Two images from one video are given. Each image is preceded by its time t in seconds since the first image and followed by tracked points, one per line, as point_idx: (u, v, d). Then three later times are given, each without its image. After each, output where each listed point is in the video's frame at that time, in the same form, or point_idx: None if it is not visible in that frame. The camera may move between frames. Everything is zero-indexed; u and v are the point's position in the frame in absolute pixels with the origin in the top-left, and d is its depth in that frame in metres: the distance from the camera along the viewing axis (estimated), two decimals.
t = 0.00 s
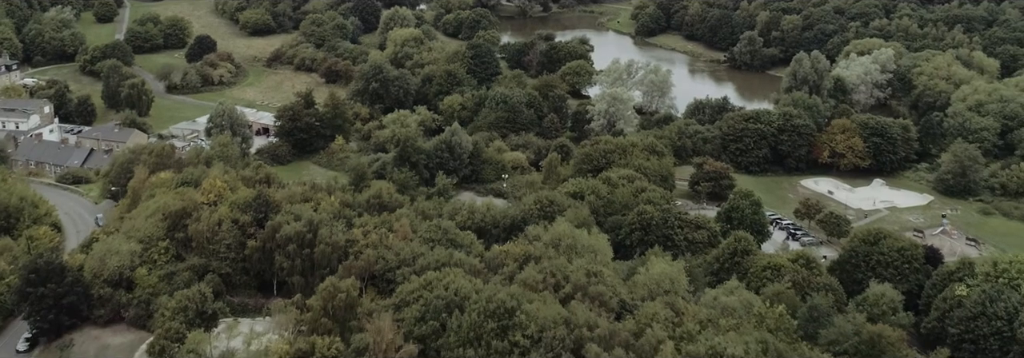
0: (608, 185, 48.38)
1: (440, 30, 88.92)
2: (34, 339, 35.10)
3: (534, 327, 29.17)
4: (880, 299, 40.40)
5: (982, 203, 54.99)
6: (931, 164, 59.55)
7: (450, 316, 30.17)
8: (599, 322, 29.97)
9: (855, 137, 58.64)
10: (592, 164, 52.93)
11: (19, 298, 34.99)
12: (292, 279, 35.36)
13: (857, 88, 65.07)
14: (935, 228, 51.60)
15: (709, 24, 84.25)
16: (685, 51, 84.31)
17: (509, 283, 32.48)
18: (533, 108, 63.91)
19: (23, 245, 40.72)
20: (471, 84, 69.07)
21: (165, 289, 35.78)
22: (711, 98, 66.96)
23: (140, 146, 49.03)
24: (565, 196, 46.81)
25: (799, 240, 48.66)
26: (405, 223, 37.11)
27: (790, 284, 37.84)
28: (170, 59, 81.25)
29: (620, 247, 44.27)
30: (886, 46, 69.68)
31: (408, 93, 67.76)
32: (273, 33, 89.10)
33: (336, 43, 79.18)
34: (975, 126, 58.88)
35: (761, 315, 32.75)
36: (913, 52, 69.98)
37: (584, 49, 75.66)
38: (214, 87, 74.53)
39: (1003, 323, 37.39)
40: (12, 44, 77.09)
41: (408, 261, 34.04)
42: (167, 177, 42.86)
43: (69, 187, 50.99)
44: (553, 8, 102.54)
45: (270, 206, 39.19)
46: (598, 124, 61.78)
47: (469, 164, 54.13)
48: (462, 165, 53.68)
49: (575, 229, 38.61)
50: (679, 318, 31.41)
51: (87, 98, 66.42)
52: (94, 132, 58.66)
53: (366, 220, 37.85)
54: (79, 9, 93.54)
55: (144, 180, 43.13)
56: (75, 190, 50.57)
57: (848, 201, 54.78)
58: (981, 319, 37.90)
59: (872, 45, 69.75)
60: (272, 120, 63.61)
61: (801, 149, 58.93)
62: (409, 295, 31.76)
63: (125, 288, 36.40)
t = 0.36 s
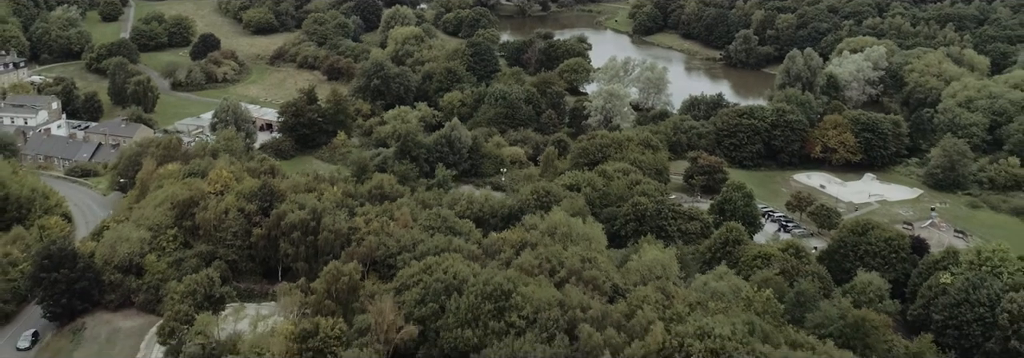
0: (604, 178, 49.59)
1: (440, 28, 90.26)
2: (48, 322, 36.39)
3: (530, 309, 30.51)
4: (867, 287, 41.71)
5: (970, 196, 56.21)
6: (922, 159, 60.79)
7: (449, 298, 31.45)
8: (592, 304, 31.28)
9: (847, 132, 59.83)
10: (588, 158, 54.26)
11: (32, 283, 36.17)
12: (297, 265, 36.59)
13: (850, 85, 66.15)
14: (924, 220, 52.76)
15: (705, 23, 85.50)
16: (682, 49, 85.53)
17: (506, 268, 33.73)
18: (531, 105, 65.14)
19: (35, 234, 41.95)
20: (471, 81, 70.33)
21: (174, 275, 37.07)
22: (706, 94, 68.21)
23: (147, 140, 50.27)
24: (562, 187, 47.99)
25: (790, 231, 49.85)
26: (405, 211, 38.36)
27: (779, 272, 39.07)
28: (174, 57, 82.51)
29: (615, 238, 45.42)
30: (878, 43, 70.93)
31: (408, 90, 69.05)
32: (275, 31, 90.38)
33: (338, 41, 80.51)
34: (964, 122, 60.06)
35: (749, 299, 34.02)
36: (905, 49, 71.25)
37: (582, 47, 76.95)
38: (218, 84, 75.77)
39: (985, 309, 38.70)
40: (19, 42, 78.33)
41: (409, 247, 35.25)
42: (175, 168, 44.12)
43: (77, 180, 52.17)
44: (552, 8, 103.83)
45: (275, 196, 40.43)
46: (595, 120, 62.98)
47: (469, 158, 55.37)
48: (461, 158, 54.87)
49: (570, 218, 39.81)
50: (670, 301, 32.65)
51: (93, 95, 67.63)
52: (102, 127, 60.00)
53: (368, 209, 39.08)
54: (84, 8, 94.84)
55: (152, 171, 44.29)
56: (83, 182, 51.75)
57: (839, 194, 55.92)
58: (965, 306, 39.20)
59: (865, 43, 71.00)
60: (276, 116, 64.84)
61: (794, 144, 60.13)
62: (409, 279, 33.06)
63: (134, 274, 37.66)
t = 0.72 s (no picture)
0: (600, 171, 50.73)
1: (441, 28, 91.56)
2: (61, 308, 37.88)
3: (526, 292, 31.78)
4: (855, 276, 42.93)
5: (959, 190, 57.37)
6: (912, 154, 62.00)
7: (448, 282, 32.76)
8: (586, 287, 32.58)
9: (839, 128, 60.96)
10: (585, 152, 55.59)
11: (46, 270, 37.45)
12: (301, 252, 37.86)
13: (843, 82, 67.46)
14: (913, 214, 53.91)
15: (702, 22, 86.76)
16: (679, 48, 86.83)
17: (503, 254, 34.98)
18: (530, 101, 66.40)
19: (47, 224, 43.21)
20: (471, 79, 71.59)
21: (182, 262, 38.27)
22: (701, 91, 69.46)
23: (155, 134, 51.59)
24: (559, 180, 49.21)
25: (782, 224, 51.07)
26: (406, 201, 39.60)
27: (768, 260, 40.31)
28: (179, 55, 83.83)
29: (610, 229, 46.59)
30: (871, 42, 72.15)
31: (410, 87, 70.34)
32: (278, 30, 91.71)
33: (340, 40, 81.83)
34: (955, 118, 61.22)
35: (738, 284, 35.27)
36: (897, 48, 72.50)
37: (580, 46, 78.30)
38: (222, 82, 77.05)
39: (969, 297, 40.01)
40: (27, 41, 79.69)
41: (410, 234, 36.51)
42: (182, 161, 45.39)
43: (86, 173, 53.44)
44: (551, 7, 105.14)
45: (280, 186, 41.65)
46: (593, 116, 64.21)
47: (468, 153, 56.68)
48: (461, 153, 56.14)
49: (566, 208, 41.03)
50: (661, 285, 33.92)
51: (101, 92, 68.94)
52: (109, 123, 61.32)
53: (370, 199, 40.34)
54: (90, 8, 96.26)
55: (161, 163, 45.68)
56: (92, 176, 53.02)
57: (831, 189, 57.05)
58: (949, 294, 40.53)
59: (858, 41, 72.24)
60: (280, 112, 66.14)
61: (787, 139, 61.31)
62: (410, 264, 34.33)
63: (144, 261, 38.90)
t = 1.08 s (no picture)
0: (595, 164, 51.93)
1: (441, 26, 92.88)
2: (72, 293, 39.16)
3: (522, 275, 33.08)
4: (844, 266, 44.13)
5: (949, 185, 58.64)
6: (903, 150, 63.27)
7: (446, 267, 34.07)
8: (579, 272, 33.88)
9: (832, 124, 62.15)
10: (582, 147, 56.94)
11: (58, 257, 38.72)
12: (305, 240, 39.16)
13: (836, 79, 68.81)
14: (903, 207, 55.05)
15: (698, 21, 88.07)
16: (676, 47, 88.15)
17: (500, 240, 36.27)
18: (528, 98, 67.69)
19: (58, 214, 44.48)
20: (471, 76, 72.87)
21: (190, 250, 39.55)
22: (697, 88, 70.77)
23: (162, 129, 52.93)
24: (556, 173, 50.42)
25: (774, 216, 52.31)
26: (407, 191, 40.87)
27: (758, 249, 41.54)
28: (183, 53, 85.16)
29: (606, 220, 47.76)
30: (864, 40, 73.40)
31: (410, 85, 71.66)
32: (281, 29, 93.08)
33: (342, 38, 83.19)
34: (945, 114, 62.49)
35: (727, 270, 36.54)
36: (890, 45, 73.75)
37: (578, 44, 79.66)
38: (226, 79, 78.39)
39: (953, 284, 41.36)
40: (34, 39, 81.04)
41: (410, 222, 37.80)
42: (189, 153, 46.67)
43: (95, 167, 54.72)
44: (550, 7, 106.47)
45: (284, 177, 42.94)
46: (590, 112, 65.45)
47: (467, 148, 58.07)
48: (461, 149, 57.48)
49: (562, 198, 42.27)
50: (652, 270, 35.19)
51: (107, 89, 70.22)
52: (116, 119, 62.69)
53: (372, 189, 41.61)
54: (96, 7, 97.67)
55: (168, 156, 47.00)
56: (100, 169, 54.28)
57: (822, 183, 58.17)
58: (934, 281, 41.91)
59: (851, 39, 73.53)
60: (283, 108, 67.45)
61: (780, 135, 62.55)
62: (410, 250, 35.64)
63: (153, 249, 40.19)
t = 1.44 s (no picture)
0: (591, 158, 53.13)
1: (441, 25, 94.23)
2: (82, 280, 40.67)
3: (518, 261, 34.34)
4: (832, 256, 45.35)
5: (938, 179, 59.89)
6: (894, 146, 64.55)
7: (445, 253, 35.35)
8: (573, 257, 35.13)
9: (824, 120, 63.37)
10: (579, 142, 58.28)
11: (69, 245, 40.00)
12: (309, 229, 40.45)
13: (829, 76, 70.14)
14: (893, 201, 56.18)
15: (694, 20, 89.35)
16: (672, 45, 89.46)
17: (497, 228, 37.55)
18: (526, 95, 68.98)
19: (68, 205, 45.76)
20: (470, 74, 74.16)
21: (197, 238, 40.82)
22: (692, 85, 72.05)
23: (169, 124, 54.23)
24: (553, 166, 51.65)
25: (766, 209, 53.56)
26: (407, 182, 42.16)
27: (748, 238, 42.79)
28: (187, 52, 86.47)
29: (601, 213, 48.95)
30: (856, 38, 74.69)
31: (411, 82, 72.91)
32: (283, 28, 94.42)
33: (343, 37, 84.49)
34: (935, 110, 63.74)
35: (717, 257, 37.78)
36: (882, 43, 75.00)
37: (575, 42, 81.05)
38: (230, 77, 79.73)
39: (937, 273, 42.63)
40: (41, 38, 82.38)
41: (410, 211, 39.06)
42: (195, 146, 47.95)
43: (103, 161, 56.00)
44: (549, 7, 107.82)
45: (288, 168, 44.23)
46: (587, 109, 66.77)
47: (467, 143, 59.10)
48: (461, 144, 58.59)
49: (558, 189, 43.50)
50: (644, 256, 36.47)
51: (113, 86, 71.51)
52: (123, 115, 64.04)
53: (373, 180, 42.86)
54: (101, 7, 99.06)
55: (175, 149, 48.29)
56: (108, 163, 55.59)
57: (814, 177, 59.26)
58: (919, 270, 43.21)
59: (844, 38, 74.83)
60: (286, 105, 68.73)
61: (773, 131, 63.83)
62: (410, 237, 36.92)
63: (161, 238, 41.46)
